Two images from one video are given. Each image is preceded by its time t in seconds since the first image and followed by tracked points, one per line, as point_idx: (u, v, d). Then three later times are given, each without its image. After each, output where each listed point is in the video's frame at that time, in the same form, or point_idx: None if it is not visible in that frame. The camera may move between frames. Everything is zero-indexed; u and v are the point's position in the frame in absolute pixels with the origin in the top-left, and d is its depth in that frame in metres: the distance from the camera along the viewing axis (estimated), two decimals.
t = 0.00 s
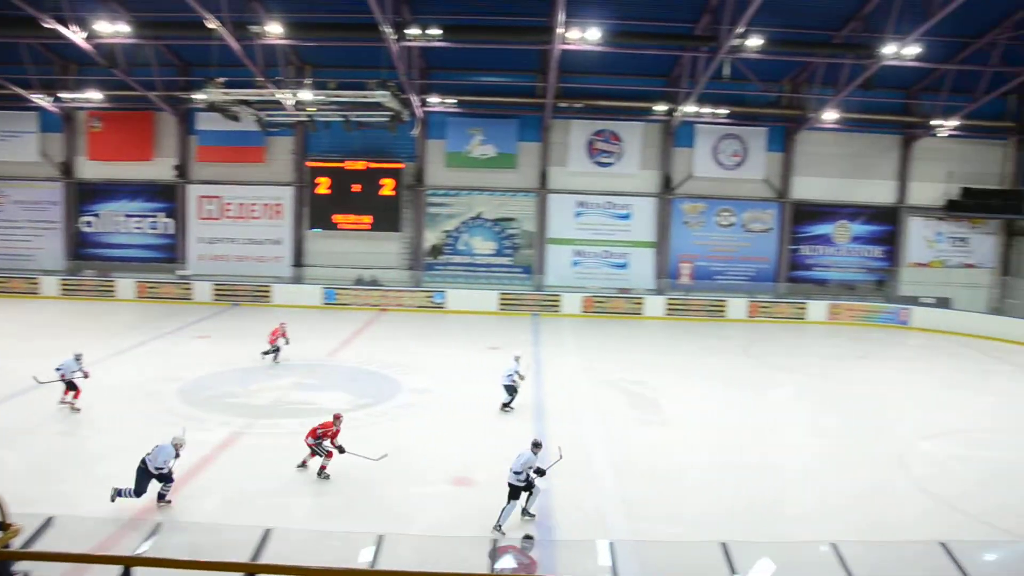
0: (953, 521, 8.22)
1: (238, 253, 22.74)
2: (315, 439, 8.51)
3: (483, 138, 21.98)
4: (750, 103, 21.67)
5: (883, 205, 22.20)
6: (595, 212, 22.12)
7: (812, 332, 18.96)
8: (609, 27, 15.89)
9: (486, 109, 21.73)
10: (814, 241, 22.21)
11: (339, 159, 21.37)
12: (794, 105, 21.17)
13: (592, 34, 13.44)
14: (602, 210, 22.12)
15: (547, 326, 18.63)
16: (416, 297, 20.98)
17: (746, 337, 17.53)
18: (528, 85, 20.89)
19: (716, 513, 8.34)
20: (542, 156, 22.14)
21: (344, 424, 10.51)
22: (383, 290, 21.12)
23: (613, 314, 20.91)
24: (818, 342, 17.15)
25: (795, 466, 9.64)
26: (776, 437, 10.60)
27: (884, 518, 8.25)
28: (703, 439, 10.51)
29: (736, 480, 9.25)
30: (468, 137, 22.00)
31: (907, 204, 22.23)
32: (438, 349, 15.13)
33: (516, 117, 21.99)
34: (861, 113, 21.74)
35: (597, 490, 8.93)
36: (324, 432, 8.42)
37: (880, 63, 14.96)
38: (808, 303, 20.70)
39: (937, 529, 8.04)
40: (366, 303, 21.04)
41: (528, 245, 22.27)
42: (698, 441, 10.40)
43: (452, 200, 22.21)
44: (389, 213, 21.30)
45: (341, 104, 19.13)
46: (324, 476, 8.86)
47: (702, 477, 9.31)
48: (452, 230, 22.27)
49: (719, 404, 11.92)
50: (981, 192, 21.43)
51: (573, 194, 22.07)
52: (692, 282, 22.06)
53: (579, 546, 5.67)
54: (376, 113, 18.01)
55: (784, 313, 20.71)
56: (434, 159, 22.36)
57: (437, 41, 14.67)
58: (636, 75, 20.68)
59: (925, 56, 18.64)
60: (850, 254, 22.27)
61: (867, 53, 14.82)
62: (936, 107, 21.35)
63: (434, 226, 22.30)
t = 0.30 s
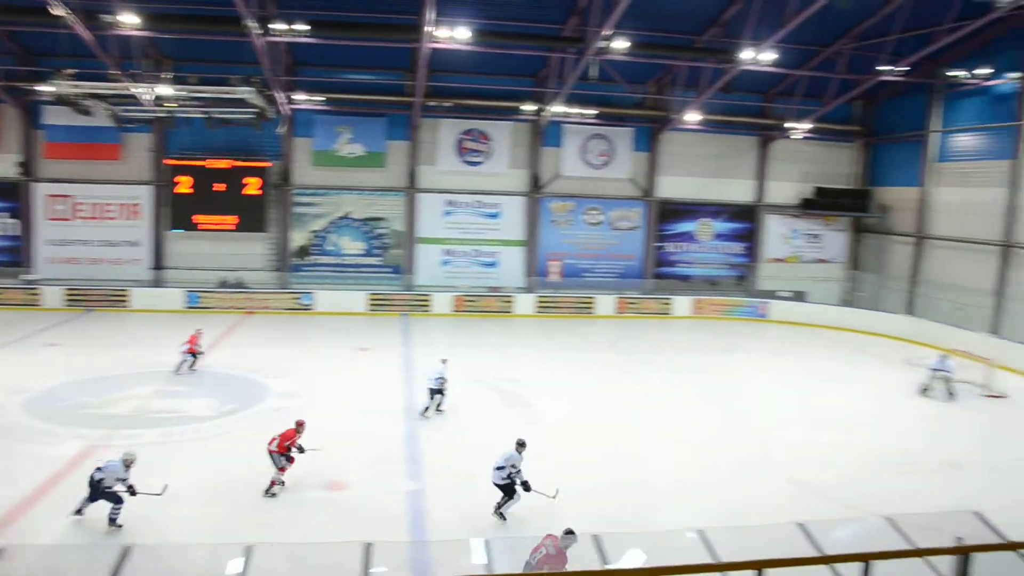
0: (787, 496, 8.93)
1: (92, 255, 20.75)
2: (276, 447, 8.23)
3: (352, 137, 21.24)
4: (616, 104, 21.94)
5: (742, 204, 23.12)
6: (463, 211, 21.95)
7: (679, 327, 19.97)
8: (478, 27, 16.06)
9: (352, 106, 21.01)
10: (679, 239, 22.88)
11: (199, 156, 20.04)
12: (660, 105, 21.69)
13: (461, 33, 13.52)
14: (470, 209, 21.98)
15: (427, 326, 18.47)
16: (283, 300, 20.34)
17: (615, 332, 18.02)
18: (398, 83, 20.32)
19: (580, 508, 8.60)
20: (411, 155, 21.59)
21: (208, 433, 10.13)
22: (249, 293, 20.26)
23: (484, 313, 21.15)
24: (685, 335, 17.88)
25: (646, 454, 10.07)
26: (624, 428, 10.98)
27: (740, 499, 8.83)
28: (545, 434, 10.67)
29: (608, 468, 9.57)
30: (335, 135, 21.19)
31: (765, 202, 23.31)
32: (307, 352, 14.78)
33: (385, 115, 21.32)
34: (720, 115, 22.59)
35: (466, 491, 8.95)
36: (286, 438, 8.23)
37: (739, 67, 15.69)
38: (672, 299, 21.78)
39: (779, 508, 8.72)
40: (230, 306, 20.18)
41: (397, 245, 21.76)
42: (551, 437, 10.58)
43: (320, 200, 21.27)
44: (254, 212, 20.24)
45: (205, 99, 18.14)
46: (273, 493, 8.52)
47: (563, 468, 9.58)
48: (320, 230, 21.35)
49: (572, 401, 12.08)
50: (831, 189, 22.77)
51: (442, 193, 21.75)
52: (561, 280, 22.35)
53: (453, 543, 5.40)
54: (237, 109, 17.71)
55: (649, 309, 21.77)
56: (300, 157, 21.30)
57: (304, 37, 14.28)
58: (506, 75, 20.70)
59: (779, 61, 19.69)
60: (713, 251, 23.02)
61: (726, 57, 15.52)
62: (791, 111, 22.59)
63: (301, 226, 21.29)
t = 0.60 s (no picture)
0: (594, 480, 9.52)
1: None
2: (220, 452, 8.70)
3: (187, 134, 20.33)
4: (461, 103, 22.07)
5: (586, 202, 24.12)
6: (306, 211, 21.47)
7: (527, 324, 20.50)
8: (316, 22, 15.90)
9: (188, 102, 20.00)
10: (523, 237, 23.49)
11: (17, 150, 17.89)
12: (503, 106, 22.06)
13: (302, 28, 13.39)
14: (314, 209, 21.53)
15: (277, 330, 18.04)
16: (115, 306, 18.77)
17: (461, 330, 18.21)
18: (234, 78, 19.57)
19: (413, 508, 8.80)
20: (252, 153, 20.81)
21: (29, 450, 9.46)
22: (78, 298, 18.59)
23: (331, 316, 20.51)
24: (532, 332, 18.34)
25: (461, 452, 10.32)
26: (445, 427, 11.19)
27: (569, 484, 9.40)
28: (359, 436, 10.69)
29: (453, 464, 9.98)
30: (170, 132, 20.19)
31: (608, 201, 24.46)
32: (144, 359, 14.06)
33: (223, 112, 20.46)
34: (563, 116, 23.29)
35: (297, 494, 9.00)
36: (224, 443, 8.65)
37: (581, 68, 16.28)
38: (518, 296, 22.17)
39: (597, 492, 9.35)
40: (58, 314, 18.44)
41: (239, 247, 20.98)
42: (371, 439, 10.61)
43: (154, 200, 20.13)
44: (80, 214, 18.36)
45: (17, 88, 16.83)
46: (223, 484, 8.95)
47: (391, 470, 9.78)
48: (155, 231, 20.23)
49: (400, 402, 12.15)
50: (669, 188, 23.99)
51: (285, 193, 21.19)
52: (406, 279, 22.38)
53: (303, 554, 5.41)
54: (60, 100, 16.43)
55: (496, 307, 21.99)
56: (132, 154, 19.96)
57: (133, 26, 13.60)
58: (352, 71, 20.28)
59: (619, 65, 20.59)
60: (557, 249, 23.87)
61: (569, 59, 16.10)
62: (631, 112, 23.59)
63: (134, 227, 20.06)
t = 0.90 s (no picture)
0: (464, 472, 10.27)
1: None
2: (193, 455, 9.03)
3: (37, 130, 20.23)
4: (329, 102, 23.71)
5: (460, 202, 26.49)
6: (171, 212, 22.21)
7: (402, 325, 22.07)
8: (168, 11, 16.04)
9: (41, 96, 19.91)
10: (399, 237, 25.48)
11: None
12: (375, 105, 23.84)
13: (163, 20, 13.10)
14: (179, 210, 22.30)
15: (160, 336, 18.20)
16: None
17: (332, 335, 19.27)
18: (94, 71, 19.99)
19: (294, 513, 9.07)
20: (111, 151, 21.33)
21: None
22: None
23: (197, 319, 21.31)
24: (407, 336, 19.63)
25: (342, 454, 10.76)
26: (322, 428, 11.77)
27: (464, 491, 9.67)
28: (230, 445, 10.82)
29: (349, 480, 10.00)
30: (18, 127, 19.99)
31: (482, 201, 26.92)
32: None
33: (77, 107, 20.71)
34: (434, 113, 25.39)
35: (176, 502, 9.15)
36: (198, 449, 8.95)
37: (454, 68, 17.47)
38: (395, 297, 23.76)
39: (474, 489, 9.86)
40: None
41: (99, 249, 21.43)
42: (251, 442, 11.00)
43: (4, 200, 20.08)
44: None
45: None
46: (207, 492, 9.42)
47: (268, 477, 9.98)
48: (4, 233, 20.18)
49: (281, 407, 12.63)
50: (543, 189, 26.47)
51: (148, 193, 21.84)
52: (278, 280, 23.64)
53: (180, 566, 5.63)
54: None
55: (371, 308, 23.52)
56: None
57: None
58: (216, 67, 21.23)
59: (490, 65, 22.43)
60: (432, 249, 26.03)
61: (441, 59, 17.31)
62: (503, 112, 26.27)
63: None
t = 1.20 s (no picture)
0: (385, 471, 10.44)
1: None
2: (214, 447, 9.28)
3: None
4: (245, 100, 24.00)
5: (381, 202, 26.94)
6: (80, 213, 21.87)
7: (321, 327, 22.15)
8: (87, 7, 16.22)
9: None
10: (318, 238, 25.84)
11: None
12: (293, 104, 24.41)
13: (66, 12, 13.19)
14: (89, 210, 21.97)
15: (82, 343, 17.74)
16: None
17: (255, 338, 19.17)
18: None
19: (213, 514, 9.01)
20: (13, 148, 20.85)
21: None
22: None
23: (110, 323, 20.84)
24: (328, 337, 19.74)
25: (262, 458, 10.73)
26: (300, 429, 12.05)
27: (387, 494, 9.72)
28: (146, 453, 10.71)
29: (273, 485, 9.89)
30: None
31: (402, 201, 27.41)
32: None
33: None
34: (353, 113, 25.86)
35: (90, 511, 8.92)
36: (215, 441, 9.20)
37: (373, 66, 17.54)
38: (315, 298, 23.54)
39: (395, 487, 10.03)
40: None
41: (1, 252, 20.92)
42: (170, 451, 10.85)
43: None
44: None
45: None
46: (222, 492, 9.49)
47: (188, 482, 9.88)
48: None
49: (201, 414, 12.53)
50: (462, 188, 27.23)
51: (55, 193, 21.46)
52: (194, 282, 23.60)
53: None
54: None
55: (291, 310, 23.21)
56: None
57: None
58: (127, 62, 21.40)
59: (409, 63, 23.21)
60: (352, 250, 26.49)
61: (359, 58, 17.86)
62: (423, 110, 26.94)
63: None
